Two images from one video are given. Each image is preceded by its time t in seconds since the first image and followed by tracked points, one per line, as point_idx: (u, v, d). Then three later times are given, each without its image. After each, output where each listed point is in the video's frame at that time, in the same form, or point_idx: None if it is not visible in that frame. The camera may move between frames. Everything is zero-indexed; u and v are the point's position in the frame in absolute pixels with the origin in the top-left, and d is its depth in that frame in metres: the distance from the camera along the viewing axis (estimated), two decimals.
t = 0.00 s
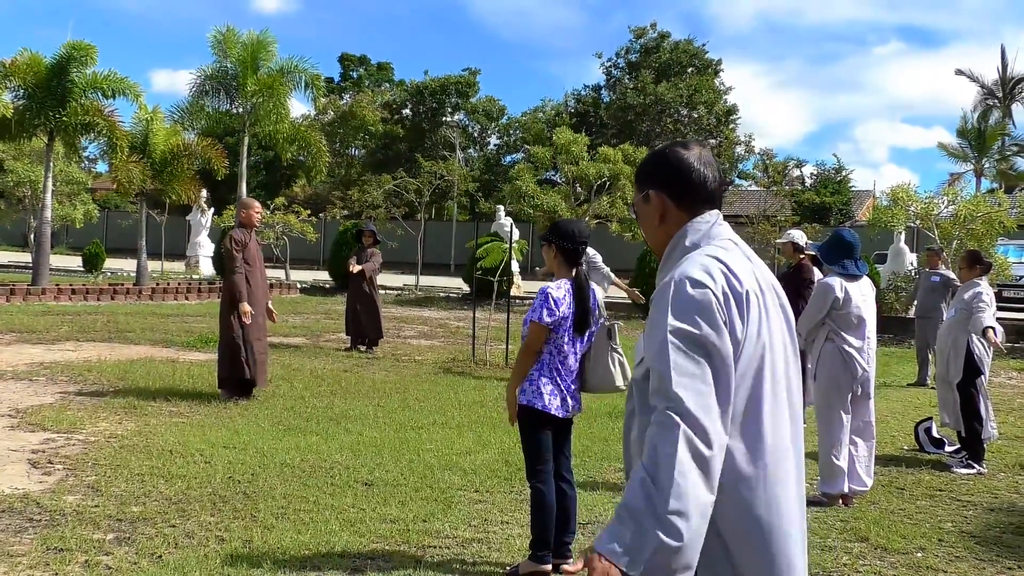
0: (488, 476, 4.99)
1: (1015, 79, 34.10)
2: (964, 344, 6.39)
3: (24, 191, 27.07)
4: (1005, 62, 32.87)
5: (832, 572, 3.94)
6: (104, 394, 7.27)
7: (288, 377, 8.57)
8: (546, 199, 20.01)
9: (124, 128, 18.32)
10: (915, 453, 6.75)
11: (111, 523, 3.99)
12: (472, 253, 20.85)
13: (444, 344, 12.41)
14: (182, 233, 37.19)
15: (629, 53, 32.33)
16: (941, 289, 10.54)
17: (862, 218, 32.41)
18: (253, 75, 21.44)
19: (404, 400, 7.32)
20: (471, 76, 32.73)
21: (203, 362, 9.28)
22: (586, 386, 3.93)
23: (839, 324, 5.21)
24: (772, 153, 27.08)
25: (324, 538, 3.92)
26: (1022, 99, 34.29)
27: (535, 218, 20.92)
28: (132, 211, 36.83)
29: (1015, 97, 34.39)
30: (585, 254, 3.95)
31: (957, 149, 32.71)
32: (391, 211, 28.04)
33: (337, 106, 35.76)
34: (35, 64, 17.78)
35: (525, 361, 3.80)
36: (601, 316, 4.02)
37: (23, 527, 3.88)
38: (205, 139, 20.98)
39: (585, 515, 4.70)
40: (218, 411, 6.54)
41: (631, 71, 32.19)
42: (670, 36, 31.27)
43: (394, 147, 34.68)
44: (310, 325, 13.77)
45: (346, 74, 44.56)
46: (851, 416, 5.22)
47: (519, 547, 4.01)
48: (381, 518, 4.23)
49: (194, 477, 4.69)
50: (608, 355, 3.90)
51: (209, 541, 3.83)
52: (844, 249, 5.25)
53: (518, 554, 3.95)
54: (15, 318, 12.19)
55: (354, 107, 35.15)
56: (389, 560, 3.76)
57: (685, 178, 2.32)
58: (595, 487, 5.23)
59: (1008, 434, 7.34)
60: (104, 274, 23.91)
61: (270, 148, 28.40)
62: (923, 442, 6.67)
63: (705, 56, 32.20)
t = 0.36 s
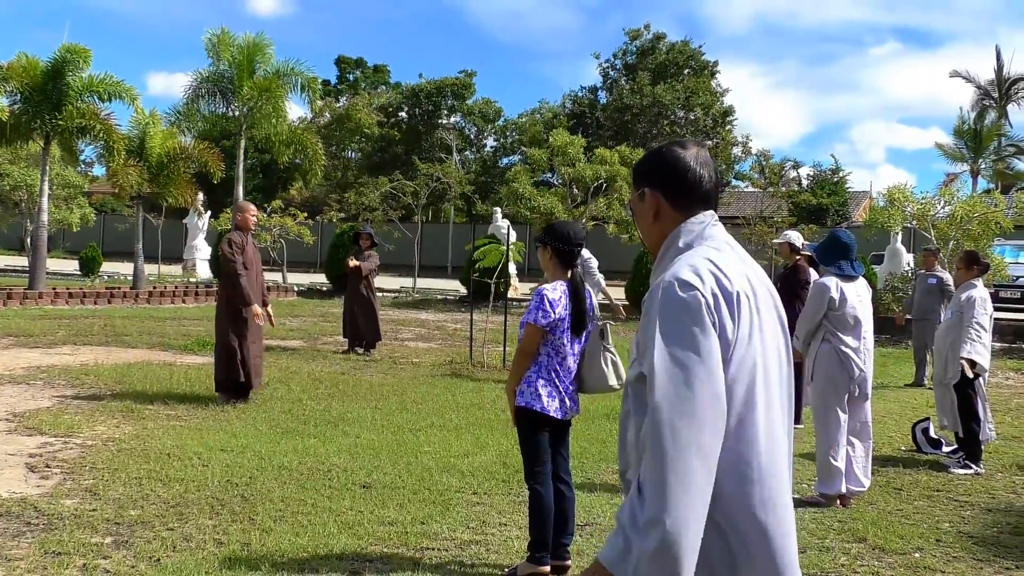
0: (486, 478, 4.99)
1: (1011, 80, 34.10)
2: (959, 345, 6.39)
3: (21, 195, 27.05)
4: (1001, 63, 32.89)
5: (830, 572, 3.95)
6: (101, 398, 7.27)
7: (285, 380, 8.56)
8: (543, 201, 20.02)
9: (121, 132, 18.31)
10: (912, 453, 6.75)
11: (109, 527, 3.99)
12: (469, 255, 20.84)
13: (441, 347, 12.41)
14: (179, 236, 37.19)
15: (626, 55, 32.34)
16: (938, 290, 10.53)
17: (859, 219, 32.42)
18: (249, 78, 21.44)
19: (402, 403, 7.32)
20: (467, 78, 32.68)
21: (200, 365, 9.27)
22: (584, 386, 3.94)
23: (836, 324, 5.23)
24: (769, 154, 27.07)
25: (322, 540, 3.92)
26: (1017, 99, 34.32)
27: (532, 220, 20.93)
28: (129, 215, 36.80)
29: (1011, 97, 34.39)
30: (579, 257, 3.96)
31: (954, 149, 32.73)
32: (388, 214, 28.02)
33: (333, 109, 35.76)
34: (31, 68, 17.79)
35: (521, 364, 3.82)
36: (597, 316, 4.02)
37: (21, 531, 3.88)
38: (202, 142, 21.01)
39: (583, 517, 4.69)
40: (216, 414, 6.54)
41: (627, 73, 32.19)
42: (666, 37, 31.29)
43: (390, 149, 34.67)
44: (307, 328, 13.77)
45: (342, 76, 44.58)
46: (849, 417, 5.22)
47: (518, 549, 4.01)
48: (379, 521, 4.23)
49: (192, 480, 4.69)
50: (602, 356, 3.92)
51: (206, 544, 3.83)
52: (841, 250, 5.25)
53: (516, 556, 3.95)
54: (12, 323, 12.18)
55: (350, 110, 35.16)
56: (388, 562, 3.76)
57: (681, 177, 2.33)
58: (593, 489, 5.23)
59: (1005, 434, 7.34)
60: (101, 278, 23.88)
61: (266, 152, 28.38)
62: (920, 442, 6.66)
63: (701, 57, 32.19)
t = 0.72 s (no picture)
0: (488, 479, 4.99)
1: (1012, 79, 34.05)
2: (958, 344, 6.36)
3: (21, 198, 27.08)
4: (1001, 63, 32.89)
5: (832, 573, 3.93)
6: (102, 400, 7.27)
7: (287, 382, 8.56)
8: (543, 202, 20.02)
9: (122, 134, 18.34)
10: (914, 453, 6.74)
11: (111, 529, 3.99)
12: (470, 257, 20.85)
13: (443, 348, 12.41)
14: (180, 238, 37.24)
15: (626, 56, 32.32)
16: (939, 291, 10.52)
17: (860, 219, 32.41)
18: (250, 80, 21.45)
19: (405, 404, 7.32)
20: (467, 80, 32.65)
21: (201, 367, 9.27)
22: (586, 386, 3.94)
23: (836, 325, 5.22)
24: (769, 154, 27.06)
25: (324, 542, 3.93)
26: (1018, 100, 34.31)
27: (533, 221, 20.94)
28: (130, 217, 36.84)
29: (1012, 97, 34.34)
30: (580, 258, 3.96)
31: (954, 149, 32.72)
32: (388, 215, 28.03)
33: (333, 110, 35.76)
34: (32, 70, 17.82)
35: (518, 363, 3.85)
36: (597, 316, 4.03)
37: (23, 534, 3.89)
38: (203, 144, 21.06)
39: (585, 518, 4.68)
40: (217, 416, 6.54)
41: (627, 73, 32.17)
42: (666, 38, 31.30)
43: (391, 152, 34.69)
44: (309, 330, 13.78)
45: (342, 78, 44.61)
46: (850, 417, 5.21)
47: (519, 550, 4.01)
48: (382, 522, 4.23)
49: (194, 482, 4.69)
50: (607, 354, 3.92)
51: (208, 546, 3.83)
52: (840, 250, 5.25)
53: (517, 557, 3.95)
54: (13, 325, 12.19)
55: (350, 111, 35.16)
56: (389, 563, 3.77)
57: (687, 178, 2.34)
58: (595, 490, 5.22)
59: (1007, 434, 7.33)
60: (102, 280, 23.92)
61: (267, 154, 28.40)
62: (922, 443, 6.66)
63: (702, 58, 32.21)
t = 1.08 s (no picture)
0: (478, 480, 4.98)
1: (1004, 82, 34.13)
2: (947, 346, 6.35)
3: (12, 198, 27.00)
4: (992, 65, 32.99)
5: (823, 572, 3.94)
6: (94, 401, 7.26)
7: (279, 382, 8.55)
8: (535, 203, 20.04)
9: (114, 134, 18.30)
10: (905, 454, 6.74)
11: (101, 529, 3.98)
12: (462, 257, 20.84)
13: (435, 349, 12.41)
14: (172, 239, 37.17)
15: (619, 57, 32.35)
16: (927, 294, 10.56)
17: (851, 220, 32.50)
18: (242, 80, 21.45)
19: (396, 405, 7.31)
20: (460, 81, 32.65)
21: (192, 368, 9.26)
22: (578, 386, 3.94)
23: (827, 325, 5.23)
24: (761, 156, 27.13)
25: (315, 543, 3.92)
26: (1009, 102, 34.42)
27: (525, 222, 20.97)
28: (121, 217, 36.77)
29: (1003, 99, 34.44)
30: (571, 258, 3.97)
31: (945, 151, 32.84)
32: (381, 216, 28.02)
33: (325, 111, 35.71)
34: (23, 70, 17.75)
35: (506, 364, 3.87)
36: (588, 317, 4.04)
37: (11, 535, 3.86)
38: (195, 144, 21.05)
39: (576, 519, 4.66)
40: (209, 416, 6.53)
41: (620, 75, 32.21)
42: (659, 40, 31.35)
43: (383, 153, 34.68)
44: (301, 330, 13.77)
45: (335, 79, 44.61)
46: (841, 417, 5.21)
47: (511, 550, 4.00)
48: (373, 522, 4.22)
49: (184, 482, 4.68)
50: (598, 354, 3.94)
51: (199, 546, 3.83)
52: (830, 251, 5.25)
53: (508, 557, 3.95)
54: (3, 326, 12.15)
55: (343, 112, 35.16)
56: (381, 564, 3.76)
57: (678, 180, 2.35)
58: (586, 490, 5.21)
59: (998, 435, 7.35)
60: (94, 280, 23.89)
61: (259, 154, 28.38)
62: (912, 443, 6.64)
63: (695, 59, 32.29)
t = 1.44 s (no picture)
0: (453, 477, 4.98)
1: (976, 81, 34.40)
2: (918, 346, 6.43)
3: None
4: (964, 64, 33.25)
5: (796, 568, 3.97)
6: (66, 399, 7.20)
7: (253, 380, 8.52)
8: (512, 201, 20.04)
9: (85, 130, 18.15)
10: (878, 450, 6.78)
11: (72, 528, 3.96)
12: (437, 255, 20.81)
13: (410, 346, 12.40)
14: (149, 235, 36.89)
15: (596, 55, 32.40)
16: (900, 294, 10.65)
17: (827, 218, 32.69)
18: (217, 77, 21.36)
19: (370, 402, 7.30)
20: (437, 77, 32.60)
21: (167, 365, 9.21)
22: (550, 384, 3.95)
23: (801, 323, 5.26)
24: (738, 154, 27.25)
25: (288, 541, 3.91)
26: (981, 102, 34.71)
27: (500, 219, 20.98)
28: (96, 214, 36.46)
29: (976, 99, 34.72)
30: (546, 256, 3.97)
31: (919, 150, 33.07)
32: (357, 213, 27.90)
33: (301, 108, 35.53)
34: None
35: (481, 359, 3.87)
36: (562, 313, 4.06)
37: None
38: (168, 141, 20.93)
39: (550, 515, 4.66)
40: (182, 414, 6.49)
41: (598, 72, 32.25)
42: (636, 38, 31.42)
43: (359, 149, 34.55)
44: (276, 328, 13.72)
45: (311, 75, 44.45)
46: (814, 414, 5.24)
47: (485, 547, 4.01)
48: (347, 520, 4.21)
49: (157, 481, 4.66)
50: (571, 351, 3.96)
51: (172, 545, 3.81)
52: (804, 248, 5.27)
53: (483, 555, 3.95)
54: None
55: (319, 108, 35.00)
56: (355, 561, 3.76)
57: (657, 178, 2.41)
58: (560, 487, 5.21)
59: (969, 430, 7.42)
60: (66, 278, 23.68)
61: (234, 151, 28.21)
62: (885, 440, 6.67)
63: (671, 58, 32.39)
